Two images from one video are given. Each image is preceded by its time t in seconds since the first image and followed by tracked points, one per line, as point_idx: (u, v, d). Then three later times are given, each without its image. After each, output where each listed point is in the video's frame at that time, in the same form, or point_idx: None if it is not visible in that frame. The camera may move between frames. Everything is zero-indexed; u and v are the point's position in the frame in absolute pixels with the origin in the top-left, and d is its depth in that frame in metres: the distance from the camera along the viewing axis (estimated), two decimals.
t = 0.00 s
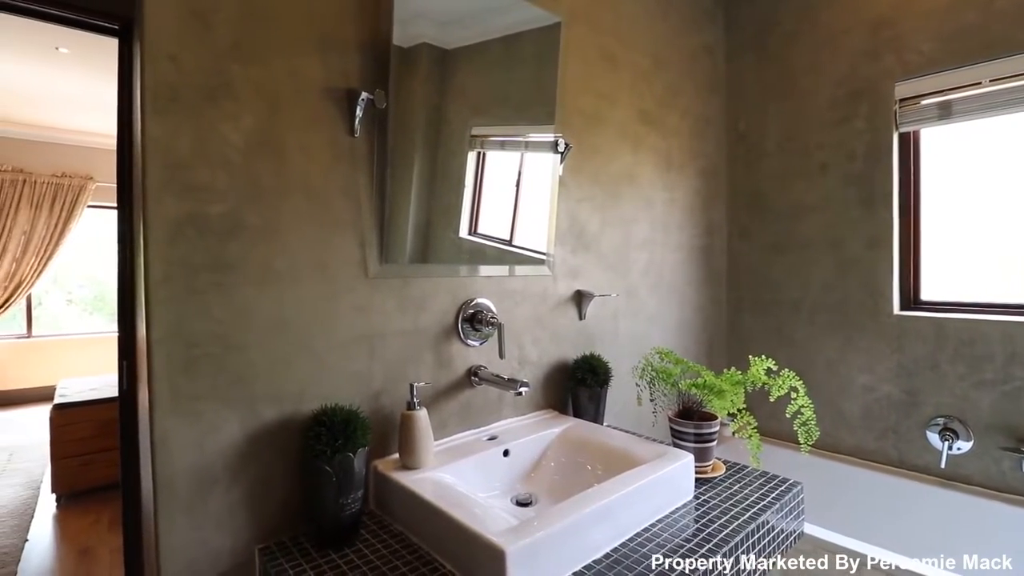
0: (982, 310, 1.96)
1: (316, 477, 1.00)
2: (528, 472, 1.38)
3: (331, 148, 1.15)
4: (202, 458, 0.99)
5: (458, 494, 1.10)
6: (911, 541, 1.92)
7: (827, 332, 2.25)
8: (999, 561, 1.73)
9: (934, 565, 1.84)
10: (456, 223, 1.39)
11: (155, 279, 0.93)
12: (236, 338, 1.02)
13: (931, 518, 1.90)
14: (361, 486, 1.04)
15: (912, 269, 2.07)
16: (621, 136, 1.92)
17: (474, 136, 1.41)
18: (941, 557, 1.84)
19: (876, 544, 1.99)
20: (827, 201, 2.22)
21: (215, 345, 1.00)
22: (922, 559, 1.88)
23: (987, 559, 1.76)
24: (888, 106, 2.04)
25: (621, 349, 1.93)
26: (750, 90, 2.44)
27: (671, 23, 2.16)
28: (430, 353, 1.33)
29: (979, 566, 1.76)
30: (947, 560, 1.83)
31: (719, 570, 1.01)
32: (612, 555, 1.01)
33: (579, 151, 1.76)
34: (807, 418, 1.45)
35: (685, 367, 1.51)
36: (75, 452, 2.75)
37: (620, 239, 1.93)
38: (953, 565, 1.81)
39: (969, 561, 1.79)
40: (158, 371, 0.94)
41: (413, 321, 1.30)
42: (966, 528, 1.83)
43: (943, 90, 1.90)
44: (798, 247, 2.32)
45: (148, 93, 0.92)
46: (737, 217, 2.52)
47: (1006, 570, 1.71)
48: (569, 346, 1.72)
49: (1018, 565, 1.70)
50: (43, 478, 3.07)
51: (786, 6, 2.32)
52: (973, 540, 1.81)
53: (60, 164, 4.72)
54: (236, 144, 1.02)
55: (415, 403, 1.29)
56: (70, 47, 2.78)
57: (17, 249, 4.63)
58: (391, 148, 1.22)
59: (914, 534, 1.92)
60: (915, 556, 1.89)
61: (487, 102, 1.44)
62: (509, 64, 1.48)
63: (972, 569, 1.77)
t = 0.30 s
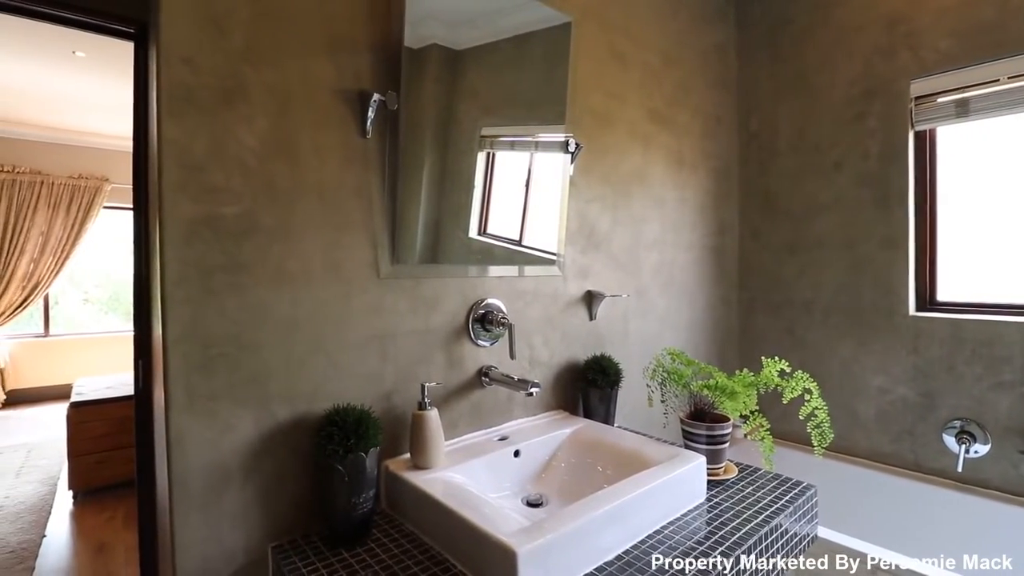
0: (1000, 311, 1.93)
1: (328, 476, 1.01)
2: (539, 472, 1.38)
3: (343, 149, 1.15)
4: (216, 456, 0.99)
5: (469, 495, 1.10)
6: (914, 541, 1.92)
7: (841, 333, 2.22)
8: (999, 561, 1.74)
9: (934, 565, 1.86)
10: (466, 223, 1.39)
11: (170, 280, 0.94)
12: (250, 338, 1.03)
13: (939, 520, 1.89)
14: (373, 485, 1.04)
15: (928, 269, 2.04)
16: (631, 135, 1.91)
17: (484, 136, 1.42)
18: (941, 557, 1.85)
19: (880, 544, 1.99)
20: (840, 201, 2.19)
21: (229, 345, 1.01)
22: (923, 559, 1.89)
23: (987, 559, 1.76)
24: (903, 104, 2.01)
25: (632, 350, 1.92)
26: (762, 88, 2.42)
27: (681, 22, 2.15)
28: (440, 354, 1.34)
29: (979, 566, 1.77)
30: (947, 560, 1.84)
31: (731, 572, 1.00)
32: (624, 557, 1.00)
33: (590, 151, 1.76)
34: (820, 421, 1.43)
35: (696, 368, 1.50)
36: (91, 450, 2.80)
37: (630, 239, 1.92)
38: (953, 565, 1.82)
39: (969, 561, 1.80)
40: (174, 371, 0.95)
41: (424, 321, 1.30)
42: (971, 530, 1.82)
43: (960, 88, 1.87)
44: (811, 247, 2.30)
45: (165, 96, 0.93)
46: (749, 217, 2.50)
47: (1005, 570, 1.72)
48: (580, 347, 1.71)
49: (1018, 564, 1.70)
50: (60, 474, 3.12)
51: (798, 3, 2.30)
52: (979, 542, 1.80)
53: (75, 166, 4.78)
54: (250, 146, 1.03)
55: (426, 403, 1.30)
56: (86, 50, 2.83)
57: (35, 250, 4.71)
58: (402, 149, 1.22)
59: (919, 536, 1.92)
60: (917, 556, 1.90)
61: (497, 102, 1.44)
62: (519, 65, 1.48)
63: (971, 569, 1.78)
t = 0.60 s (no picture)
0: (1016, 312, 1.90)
1: (340, 476, 1.02)
2: (549, 473, 1.38)
3: (355, 150, 1.16)
4: (231, 455, 1.01)
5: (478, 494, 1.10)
6: (915, 541, 1.92)
7: (853, 334, 2.20)
8: (999, 561, 1.74)
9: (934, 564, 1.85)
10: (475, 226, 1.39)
11: (186, 281, 0.95)
12: (263, 337, 1.04)
13: (944, 522, 1.89)
14: (384, 485, 1.05)
15: (943, 269, 2.02)
16: (641, 135, 1.91)
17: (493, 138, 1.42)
18: (941, 557, 1.86)
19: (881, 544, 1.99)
20: (854, 201, 2.17)
21: (242, 345, 1.02)
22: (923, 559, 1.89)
23: (987, 559, 1.76)
24: (917, 102, 1.99)
25: (642, 351, 1.92)
26: (773, 88, 2.40)
27: (692, 21, 2.14)
28: (451, 354, 1.34)
29: (979, 566, 1.77)
30: (947, 560, 1.84)
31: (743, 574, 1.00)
32: (635, 559, 1.00)
33: (599, 152, 1.76)
34: (833, 422, 1.42)
35: (707, 369, 1.49)
36: (106, 447, 2.84)
37: (640, 239, 1.91)
38: (953, 565, 1.82)
39: (969, 561, 1.80)
40: (189, 371, 0.96)
41: (435, 321, 1.31)
42: (974, 531, 1.82)
43: (975, 86, 1.84)
44: (824, 248, 2.27)
45: (180, 98, 0.94)
46: (760, 216, 2.48)
47: (1005, 569, 1.72)
48: (590, 347, 1.71)
49: (1017, 564, 1.70)
50: (75, 471, 3.17)
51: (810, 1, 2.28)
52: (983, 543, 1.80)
53: (91, 167, 4.86)
54: (263, 148, 1.04)
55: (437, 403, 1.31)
56: (101, 54, 2.87)
57: (51, 251, 4.79)
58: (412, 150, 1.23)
59: (921, 536, 1.92)
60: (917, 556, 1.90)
61: (506, 104, 1.44)
62: (529, 65, 1.48)
63: (972, 569, 1.77)
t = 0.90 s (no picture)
0: None
1: (354, 475, 1.02)
2: (560, 474, 1.39)
3: (369, 152, 1.17)
4: (247, 454, 1.02)
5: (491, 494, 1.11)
6: (917, 541, 1.92)
7: (866, 335, 2.18)
8: (999, 561, 1.73)
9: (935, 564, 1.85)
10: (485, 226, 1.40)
11: (204, 282, 0.97)
12: (278, 338, 1.05)
13: (951, 524, 1.88)
14: (397, 485, 1.05)
15: (958, 270, 2.00)
16: (652, 135, 1.90)
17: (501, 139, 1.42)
18: (941, 557, 1.85)
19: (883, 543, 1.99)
20: (867, 201, 2.15)
21: (258, 345, 1.03)
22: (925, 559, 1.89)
23: (987, 559, 1.75)
24: (931, 101, 1.97)
25: (653, 351, 1.92)
26: (785, 87, 2.39)
27: (703, 21, 2.13)
28: (463, 354, 1.35)
29: (978, 565, 1.76)
30: (947, 560, 1.83)
31: None
32: (647, 561, 1.00)
33: (610, 152, 1.76)
34: (846, 425, 1.41)
35: (719, 371, 1.48)
36: (121, 445, 2.88)
37: (651, 239, 1.91)
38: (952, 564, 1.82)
39: (968, 561, 1.79)
40: (207, 371, 0.97)
41: (447, 322, 1.31)
42: (977, 532, 1.82)
43: (992, 85, 1.82)
44: (836, 248, 2.26)
45: (198, 101, 0.95)
46: (771, 217, 2.47)
47: (1005, 569, 1.71)
48: (601, 348, 1.71)
49: (1017, 564, 1.70)
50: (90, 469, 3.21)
51: None
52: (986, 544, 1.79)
53: (106, 169, 4.92)
54: (279, 151, 1.05)
55: (450, 403, 1.31)
56: (115, 57, 2.91)
57: (66, 251, 4.85)
58: (425, 152, 1.24)
59: (923, 536, 1.92)
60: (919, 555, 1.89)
61: (516, 105, 1.44)
62: (539, 67, 1.48)
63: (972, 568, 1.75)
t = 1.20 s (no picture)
0: None
1: (369, 474, 1.03)
2: (572, 474, 1.39)
3: (383, 154, 1.18)
4: (264, 452, 1.03)
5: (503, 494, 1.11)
6: (921, 541, 1.93)
7: (879, 336, 2.17)
8: (998, 561, 1.74)
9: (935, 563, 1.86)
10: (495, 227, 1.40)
11: (222, 283, 0.98)
12: (294, 338, 1.07)
13: (956, 525, 1.88)
14: (411, 484, 1.06)
15: (972, 271, 1.98)
16: (662, 136, 1.90)
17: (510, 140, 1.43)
18: (942, 557, 1.86)
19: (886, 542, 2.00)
20: (879, 201, 2.14)
21: (275, 345, 1.04)
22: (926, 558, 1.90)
23: (986, 559, 1.76)
24: (945, 100, 1.95)
25: (664, 352, 1.92)
26: (796, 87, 2.38)
27: (713, 21, 2.13)
28: (475, 354, 1.36)
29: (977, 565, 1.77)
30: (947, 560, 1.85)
31: None
32: (661, 561, 1.00)
33: (621, 153, 1.76)
34: (860, 425, 1.40)
35: (730, 372, 1.48)
36: (135, 443, 2.91)
37: (661, 240, 1.91)
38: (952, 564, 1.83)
39: (968, 561, 1.80)
40: (224, 371, 0.98)
41: (459, 322, 1.32)
42: (981, 534, 1.83)
43: (1008, 83, 1.80)
44: (848, 248, 2.24)
45: (216, 105, 0.97)
46: (782, 217, 2.46)
47: (1005, 568, 1.72)
48: (611, 348, 1.71)
49: (1018, 564, 1.71)
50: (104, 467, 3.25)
51: None
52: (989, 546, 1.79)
53: (119, 170, 5.00)
54: (295, 153, 1.06)
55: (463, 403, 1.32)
56: (129, 59, 2.95)
57: (80, 252, 4.92)
58: (438, 154, 1.25)
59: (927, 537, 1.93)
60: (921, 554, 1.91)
61: (525, 106, 1.45)
62: (549, 68, 1.49)
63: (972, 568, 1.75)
